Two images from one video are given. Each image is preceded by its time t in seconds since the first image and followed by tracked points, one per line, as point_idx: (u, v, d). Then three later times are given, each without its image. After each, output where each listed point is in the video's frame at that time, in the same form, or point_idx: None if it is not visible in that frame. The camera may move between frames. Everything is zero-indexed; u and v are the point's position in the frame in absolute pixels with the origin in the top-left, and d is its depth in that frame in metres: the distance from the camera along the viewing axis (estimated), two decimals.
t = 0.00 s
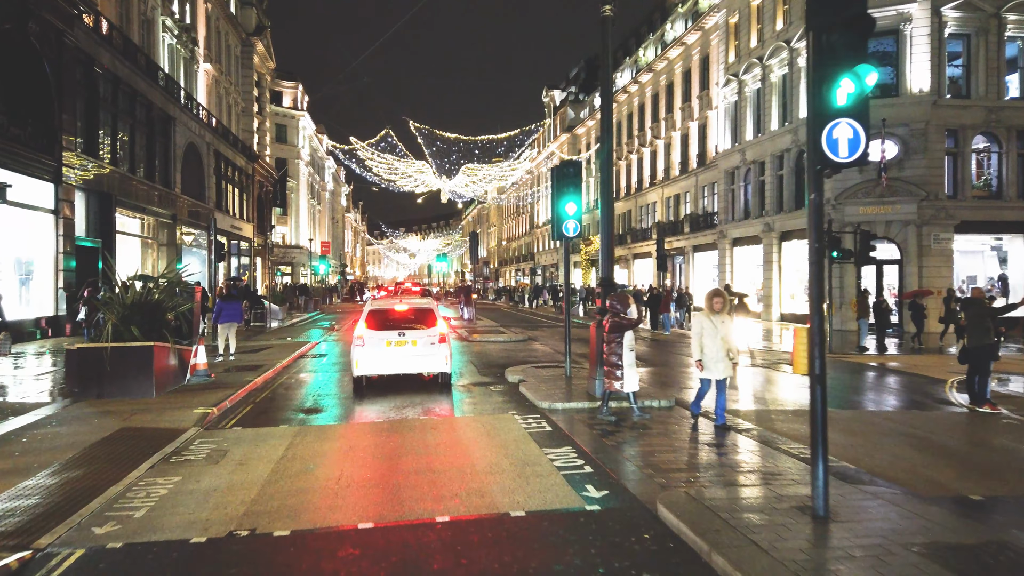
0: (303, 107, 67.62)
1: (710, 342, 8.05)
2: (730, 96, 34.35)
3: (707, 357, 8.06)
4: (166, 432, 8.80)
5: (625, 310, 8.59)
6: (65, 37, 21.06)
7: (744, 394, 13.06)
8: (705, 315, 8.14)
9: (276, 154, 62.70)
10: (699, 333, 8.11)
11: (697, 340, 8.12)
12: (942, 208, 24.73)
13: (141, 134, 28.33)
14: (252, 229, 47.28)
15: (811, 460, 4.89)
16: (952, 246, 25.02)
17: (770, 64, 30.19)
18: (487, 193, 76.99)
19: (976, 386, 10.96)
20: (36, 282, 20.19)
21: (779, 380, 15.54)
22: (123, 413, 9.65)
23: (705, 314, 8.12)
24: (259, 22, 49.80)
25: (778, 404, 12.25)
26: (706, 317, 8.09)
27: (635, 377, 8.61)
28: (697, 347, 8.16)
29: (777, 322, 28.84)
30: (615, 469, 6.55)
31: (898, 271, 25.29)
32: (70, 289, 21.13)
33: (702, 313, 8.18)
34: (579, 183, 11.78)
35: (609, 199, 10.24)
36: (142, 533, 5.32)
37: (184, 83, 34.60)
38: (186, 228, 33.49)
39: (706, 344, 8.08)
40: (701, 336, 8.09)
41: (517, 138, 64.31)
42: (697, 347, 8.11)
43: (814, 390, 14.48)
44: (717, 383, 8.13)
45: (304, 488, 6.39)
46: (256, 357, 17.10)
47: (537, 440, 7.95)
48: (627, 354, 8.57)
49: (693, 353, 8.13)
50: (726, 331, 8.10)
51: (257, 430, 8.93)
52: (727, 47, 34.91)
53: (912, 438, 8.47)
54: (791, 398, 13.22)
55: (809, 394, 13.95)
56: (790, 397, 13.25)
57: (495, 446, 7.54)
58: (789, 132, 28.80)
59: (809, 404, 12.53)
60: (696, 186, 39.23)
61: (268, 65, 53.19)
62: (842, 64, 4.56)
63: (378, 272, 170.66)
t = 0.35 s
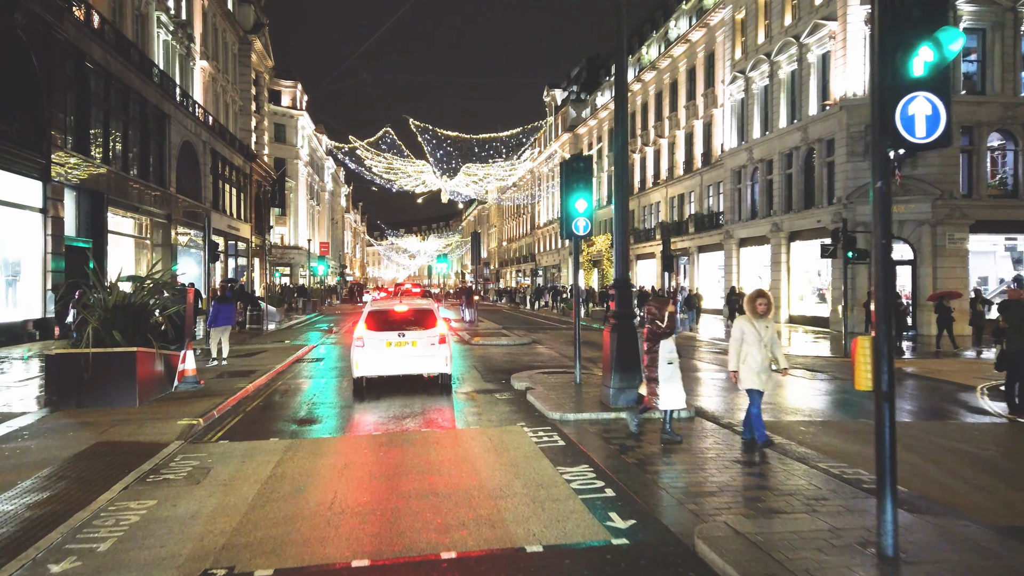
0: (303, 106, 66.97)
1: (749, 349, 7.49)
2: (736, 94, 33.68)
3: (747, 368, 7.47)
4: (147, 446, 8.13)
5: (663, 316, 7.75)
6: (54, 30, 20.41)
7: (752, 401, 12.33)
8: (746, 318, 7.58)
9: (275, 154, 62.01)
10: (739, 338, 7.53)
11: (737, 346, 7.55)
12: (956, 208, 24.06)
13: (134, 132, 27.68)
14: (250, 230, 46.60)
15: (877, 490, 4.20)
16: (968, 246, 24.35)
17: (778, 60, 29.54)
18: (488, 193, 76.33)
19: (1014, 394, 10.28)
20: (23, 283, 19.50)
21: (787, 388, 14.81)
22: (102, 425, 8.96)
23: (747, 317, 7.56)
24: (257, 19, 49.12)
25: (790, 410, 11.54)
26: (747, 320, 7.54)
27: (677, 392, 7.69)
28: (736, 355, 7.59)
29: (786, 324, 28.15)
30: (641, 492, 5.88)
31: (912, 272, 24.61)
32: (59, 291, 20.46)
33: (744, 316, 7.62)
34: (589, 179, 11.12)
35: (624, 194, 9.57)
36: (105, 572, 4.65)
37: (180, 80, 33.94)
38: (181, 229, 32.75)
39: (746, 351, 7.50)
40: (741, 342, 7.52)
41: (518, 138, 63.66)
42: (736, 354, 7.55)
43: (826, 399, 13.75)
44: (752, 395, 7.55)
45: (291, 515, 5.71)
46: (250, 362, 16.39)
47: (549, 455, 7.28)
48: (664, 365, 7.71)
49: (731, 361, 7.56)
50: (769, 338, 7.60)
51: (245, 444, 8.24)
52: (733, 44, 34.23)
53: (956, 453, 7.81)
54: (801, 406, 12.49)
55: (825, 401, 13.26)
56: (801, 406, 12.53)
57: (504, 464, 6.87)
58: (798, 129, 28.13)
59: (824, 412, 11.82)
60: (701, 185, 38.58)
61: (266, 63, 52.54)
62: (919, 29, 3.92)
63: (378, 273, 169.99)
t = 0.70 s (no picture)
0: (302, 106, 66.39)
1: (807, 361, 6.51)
2: (742, 91, 33.08)
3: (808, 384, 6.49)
4: (125, 462, 7.49)
5: (708, 321, 6.89)
6: (42, 23, 19.78)
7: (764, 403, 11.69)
8: (796, 324, 6.62)
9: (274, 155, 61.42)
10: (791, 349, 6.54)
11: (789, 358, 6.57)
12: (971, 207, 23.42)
13: (128, 130, 27.10)
14: (248, 231, 46.00)
15: (959, 529, 3.56)
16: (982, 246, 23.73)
17: (786, 57, 28.94)
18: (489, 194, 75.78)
19: None
20: (10, 284, 18.88)
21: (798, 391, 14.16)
22: (79, 438, 8.34)
23: (798, 323, 6.61)
24: (256, 18, 48.51)
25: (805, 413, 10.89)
26: (800, 327, 6.57)
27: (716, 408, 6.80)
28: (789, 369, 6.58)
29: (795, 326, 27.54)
30: (670, 520, 5.25)
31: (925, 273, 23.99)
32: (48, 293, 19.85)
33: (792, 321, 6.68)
34: (600, 174, 10.49)
35: (639, 189, 8.94)
36: None
37: (176, 79, 33.35)
38: (177, 230, 32.09)
39: (804, 364, 6.52)
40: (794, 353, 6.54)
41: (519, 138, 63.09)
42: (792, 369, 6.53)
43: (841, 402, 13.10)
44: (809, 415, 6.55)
45: (276, 547, 5.07)
46: (244, 367, 15.76)
47: (562, 474, 6.64)
48: (699, 378, 6.82)
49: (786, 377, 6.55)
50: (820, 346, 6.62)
51: (232, 460, 7.61)
52: (739, 41, 33.62)
53: (1002, 469, 7.17)
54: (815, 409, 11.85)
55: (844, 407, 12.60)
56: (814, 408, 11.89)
57: (513, 485, 6.24)
58: (807, 127, 27.53)
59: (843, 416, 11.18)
60: (705, 185, 38.01)
61: (264, 62, 51.95)
62: None
63: (378, 274, 169.39)
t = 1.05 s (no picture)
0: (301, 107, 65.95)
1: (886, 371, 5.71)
2: (747, 91, 32.60)
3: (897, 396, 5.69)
4: (103, 477, 6.97)
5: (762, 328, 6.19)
6: (32, 19, 19.29)
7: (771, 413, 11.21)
8: (862, 331, 5.84)
9: (273, 156, 60.97)
10: (861, 359, 5.77)
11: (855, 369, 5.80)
12: (983, 207, 22.90)
13: (123, 129, 26.62)
14: (246, 232, 45.51)
15: None
16: (994, 248, 23.22)
17: (793, 55, 28.47)
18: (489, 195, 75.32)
19: None
20: None
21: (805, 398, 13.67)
22: (57, 451, 7.82)
23: (864, 329, 5.83)
24: (254, 17, 48.03)
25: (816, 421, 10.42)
26: (869, 334, 5.80)
27: (773, 424, 6.05)
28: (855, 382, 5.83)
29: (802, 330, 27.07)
30: (698, 548, 4.74)
31: (935, 274, 23.50)
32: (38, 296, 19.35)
33: (853, 328, 5.89)
34: (611, 171, 10.01)
35: (653, 187, 8.45)
36: None
37: (173, 78, 32.89)
38: (173, 231, 31.58)
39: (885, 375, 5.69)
40: (863, 363, 5.77)
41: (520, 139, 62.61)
42: (863, 381, 5.77)
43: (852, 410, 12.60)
44: (875, 431, 5.92)
45: None
46: (238, 372, 15.22)
47: (574, 492, 6.12)
48: (754, 392, 6.09)
49: (858, 391, 5.75)
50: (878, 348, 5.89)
51: (220, 476, 7.09)
52: (743, 39, 33.14)
53: None
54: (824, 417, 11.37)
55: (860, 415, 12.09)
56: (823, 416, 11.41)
57: (521, 507, 5.74)
58: (814, 127, 27.04)
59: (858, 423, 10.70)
60: (709, 185, 37.56)
61: (263, 62, 51.46)
62: None
63: (378, 277, 169.04)
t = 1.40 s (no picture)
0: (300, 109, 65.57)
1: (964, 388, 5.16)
2: (752, 91, 32.18)
3: (979, 416, 5.20)
4: (80, 495, 6.50)
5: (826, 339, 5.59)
6: (22, 14, 18.83)
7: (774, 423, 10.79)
8: (938, 343, 5.33)
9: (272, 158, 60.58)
10: (936, 373, 5.28)
11: (929, 384, 5.31)
12: (995, 209, 22.43)
13: (118, 129, 26.16)
14: (244, 235, 45.06)
15: None
16: (1006, 250, 22.73)
17: (799, 54, 28.04)
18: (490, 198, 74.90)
19: None
20: None
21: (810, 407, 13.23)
22: (34, 466, 7.33)
23: (939, 340, 5.32)
24: (253, 18, 47.64)
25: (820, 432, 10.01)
26: (944, 345, 5.30)
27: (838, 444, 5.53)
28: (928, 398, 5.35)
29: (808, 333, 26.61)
30: None
31: (946, 277, 23.03)
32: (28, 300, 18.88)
33: (926, 340, 5.42)
34: (620, 169, 9.53)
35: (667, 184, 7.99)
36: None
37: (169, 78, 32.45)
38: (170, 233, 31.13)
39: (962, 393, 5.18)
40: (936, 376, 5.27)
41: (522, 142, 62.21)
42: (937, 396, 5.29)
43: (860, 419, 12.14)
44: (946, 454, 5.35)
45: None
46: (232, 378, 14.71)
47: (588, 513, 5.63)
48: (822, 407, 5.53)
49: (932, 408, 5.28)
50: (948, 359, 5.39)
51: (206, 494, 6.60)
52: (748, 39, 32.72)
53: None
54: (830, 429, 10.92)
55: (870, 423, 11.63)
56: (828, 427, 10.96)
57: (531, 530, 5.26)
58: (821, 127, 26.58)
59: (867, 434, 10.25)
60: (713, 187, 37.15)
61: (261, 63, 51.01)
62: None
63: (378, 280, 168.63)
